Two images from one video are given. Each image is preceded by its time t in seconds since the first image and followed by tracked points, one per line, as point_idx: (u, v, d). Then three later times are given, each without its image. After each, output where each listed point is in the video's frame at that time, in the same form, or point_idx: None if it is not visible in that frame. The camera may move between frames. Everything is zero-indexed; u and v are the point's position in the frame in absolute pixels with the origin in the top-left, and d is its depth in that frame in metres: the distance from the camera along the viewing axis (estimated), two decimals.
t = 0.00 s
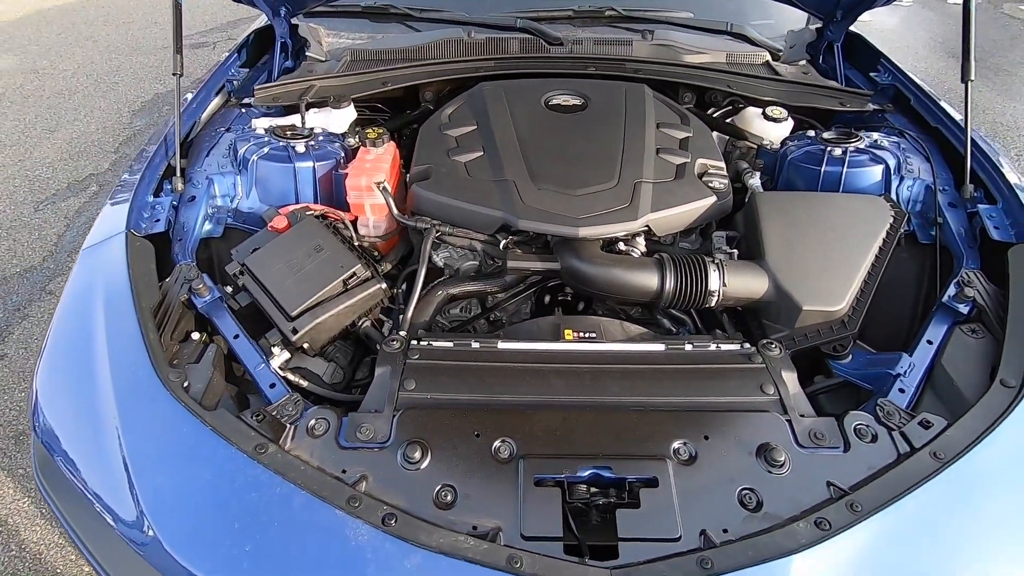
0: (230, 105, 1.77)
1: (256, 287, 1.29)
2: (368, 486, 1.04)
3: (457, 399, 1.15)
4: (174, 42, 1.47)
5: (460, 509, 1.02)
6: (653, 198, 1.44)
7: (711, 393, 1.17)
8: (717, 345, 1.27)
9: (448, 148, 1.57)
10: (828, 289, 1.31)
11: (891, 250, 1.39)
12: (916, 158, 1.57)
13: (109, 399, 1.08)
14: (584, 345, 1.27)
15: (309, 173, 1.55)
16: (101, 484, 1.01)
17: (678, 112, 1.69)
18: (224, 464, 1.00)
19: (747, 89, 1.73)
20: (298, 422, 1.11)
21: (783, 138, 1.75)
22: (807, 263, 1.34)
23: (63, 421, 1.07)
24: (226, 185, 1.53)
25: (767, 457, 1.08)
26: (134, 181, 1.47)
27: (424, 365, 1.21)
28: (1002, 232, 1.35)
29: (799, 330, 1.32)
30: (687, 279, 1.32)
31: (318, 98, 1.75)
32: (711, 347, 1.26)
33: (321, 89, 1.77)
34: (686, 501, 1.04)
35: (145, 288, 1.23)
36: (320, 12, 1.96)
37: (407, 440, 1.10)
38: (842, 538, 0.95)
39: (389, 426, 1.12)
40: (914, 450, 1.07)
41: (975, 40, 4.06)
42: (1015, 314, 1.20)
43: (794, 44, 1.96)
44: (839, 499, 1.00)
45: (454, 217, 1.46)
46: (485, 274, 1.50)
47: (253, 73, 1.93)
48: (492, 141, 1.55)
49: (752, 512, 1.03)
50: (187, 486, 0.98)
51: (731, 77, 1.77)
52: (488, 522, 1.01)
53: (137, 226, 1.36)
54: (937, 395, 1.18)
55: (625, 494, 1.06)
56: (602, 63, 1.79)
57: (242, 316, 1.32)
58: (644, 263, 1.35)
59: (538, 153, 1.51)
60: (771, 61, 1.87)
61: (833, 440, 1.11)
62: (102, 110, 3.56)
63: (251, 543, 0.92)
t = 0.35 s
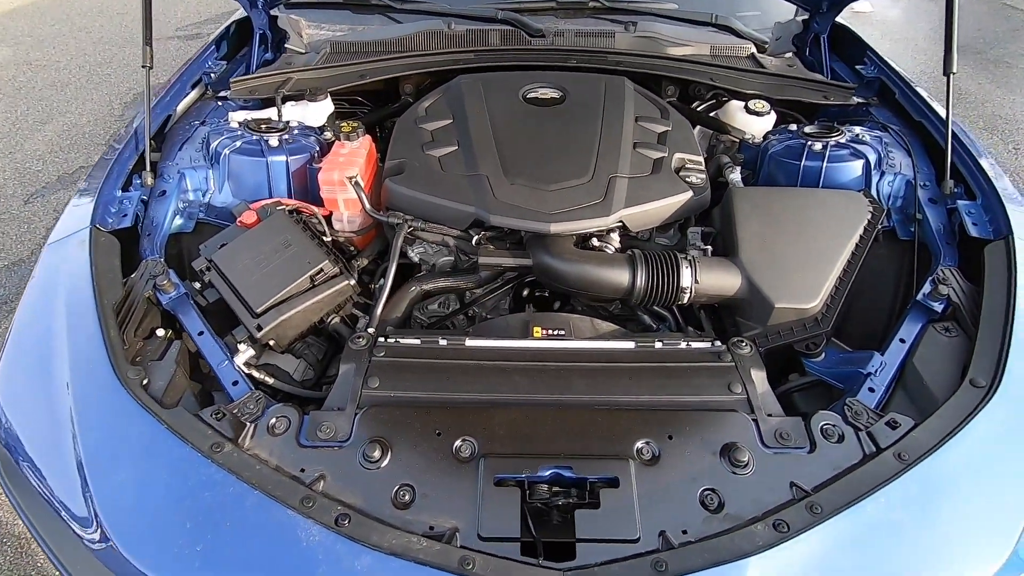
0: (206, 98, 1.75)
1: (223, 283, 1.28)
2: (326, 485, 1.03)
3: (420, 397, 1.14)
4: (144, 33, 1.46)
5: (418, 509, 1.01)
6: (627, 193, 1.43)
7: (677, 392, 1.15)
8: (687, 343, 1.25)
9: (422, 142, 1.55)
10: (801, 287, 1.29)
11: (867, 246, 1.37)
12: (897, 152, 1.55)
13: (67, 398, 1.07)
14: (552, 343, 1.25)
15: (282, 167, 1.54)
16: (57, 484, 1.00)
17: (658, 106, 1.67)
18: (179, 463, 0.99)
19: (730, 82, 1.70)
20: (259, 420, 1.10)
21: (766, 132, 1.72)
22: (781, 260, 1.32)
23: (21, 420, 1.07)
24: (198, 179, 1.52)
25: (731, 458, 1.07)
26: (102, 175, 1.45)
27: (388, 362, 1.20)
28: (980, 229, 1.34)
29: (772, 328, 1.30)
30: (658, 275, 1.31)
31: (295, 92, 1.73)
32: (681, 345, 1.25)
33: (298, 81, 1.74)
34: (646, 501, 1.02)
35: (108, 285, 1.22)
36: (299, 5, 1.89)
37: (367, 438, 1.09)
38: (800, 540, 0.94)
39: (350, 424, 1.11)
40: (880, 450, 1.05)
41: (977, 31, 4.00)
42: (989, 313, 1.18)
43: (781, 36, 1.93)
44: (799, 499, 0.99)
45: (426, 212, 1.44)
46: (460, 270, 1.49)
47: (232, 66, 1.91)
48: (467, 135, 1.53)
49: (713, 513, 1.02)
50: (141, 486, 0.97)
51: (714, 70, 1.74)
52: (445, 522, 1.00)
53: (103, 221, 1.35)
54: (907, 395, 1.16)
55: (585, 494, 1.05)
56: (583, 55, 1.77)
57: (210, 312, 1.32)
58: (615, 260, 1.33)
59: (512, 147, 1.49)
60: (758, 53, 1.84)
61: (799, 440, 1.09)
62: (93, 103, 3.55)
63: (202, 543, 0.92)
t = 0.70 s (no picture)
0: (178, 95, 1.73)
1: (173, 289, 1.25)
2: (261, 503, 1.00)
3: (367, 411, 1.11)
4: (104, 31, 1.43)
5: (354, 530, 0.98)
6: (597, 198, 1.37)
7: (634, 410, 1.10)
8: (650, 357, 1.20)
9: (390, 142, 1.51)
10: (772, 299, 1.24)
11: (845, 257, 1.32)
12: (885, 156, 1.49)
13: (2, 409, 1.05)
14: (510, 355, 1.21)
15: (246, 167, 1.51)
16: None
17: (637, 105, 1.60)
18: (107, 479, 0.96)
19: (714, 81, 1.63)
20: (199, 433, 1.07)
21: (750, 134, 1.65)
22: (753, 271, 1.27)
23: None
24: (161, 180, 1.49)
25: (685, 482, 1.01)
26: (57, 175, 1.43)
27: (337, 374, 1.16)
28: (965, 240, 1.28)
29: (741, 341, 1.25)
30: (623, 286, 1.26)
31: (266, 90, 1.70)
32: (644, 358, 1.20)
33: (271, 79, 1.71)
34: (592, 527, 0.98)
35: (53, 291, 1.19)
36: None
37: (308, 454, 1.05)
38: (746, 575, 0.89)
39: (293, 438, 1.07)
40: (841, 477, 1.00)
41: (994, 25, 3.87)
42: (968, 331, 1.13)
43: (772, 32, 1.85)
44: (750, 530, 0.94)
45: (389, 216, 1.40)
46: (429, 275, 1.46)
47: (206, 62, 1.88)
48: (435, 135, 1.49)
49: (662, 541, 0.97)
50: (67, 503, 0.95)
51: (699, 68, 1.67)
52: (381, 545, 0.96)
53: (55, 223, 1.33)
54: (878, 417, 1.11)
55: (530, 517, 1.00)
56: (563, 53, 1.70)
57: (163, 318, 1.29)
58: (579, 268, 1.29)
59: (481, 149, 1.44)
60: (745, 51, 1.75)
61: (758, 464, 1.04)
62: (92, 96, 3.55)
63: (124, 565, 0.89)
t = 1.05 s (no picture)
0: (159, 96, 1.72)
1: (133, 296, 1.22)
2: (204, 523, 0.97)
3: (322, 427, 1.07)
4: (76, 31, 1.41)
5: (297, 554, 0.94)
6: (573, 205, 1.32)
7: (598, 431, 1.06)
8: (621, 374, 1.15)
9: (366, 146, 1.47)
10: (751, 315, 1.18)
11: (831, 271, 1.26)
12: (879, 164, 1.42)
13: None
14: (474, 370, 1.16)
15: (220, 171, 1.48)
16: None
17: (623, 109, 1.55)
18: (46, 494, 0.95)
19: (705, 85, 1.57)
20: (148, 447, 1.04)
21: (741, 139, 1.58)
22: (732, 285, 1.21)
23: None
24: (133, 182, 1.47)
25: (645, 510, 0.96)
26: (25, 177, 1.41)
27: (294, 388, 1.12)
28: (959, 255, 1.22)
29: (718, 359, 1.20)
30: (594, 299, 1.21)
31: (245, 91, 1.68)
32: (614, 376, 1.15)
33: (253, 80, 1.69)
34: (545, 556, 0.93)
35: (10, 297, 1.17)
36: None
37: (257, 471, 1.02)
38: None
39: (242, 454, 1.04)
40: (812, 509, 0.95)
41: (1019, 25, 3.73)
42: (956, 354, 1.06)
43: (770, 33, 1.77)
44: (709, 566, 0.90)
45: (360, 223, 1.36)
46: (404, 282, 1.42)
47: (190, 62, 1.86)
48: (411, 139, 1.44)
49: (618, 573, 0.92)
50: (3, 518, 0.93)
51: (690, 70, 1.61)
52: (324, 571, 0.93)
53: (20, 228, 1.32)
54: (857, 443, 1.05)
55: (481, 544, 0.95)
56: (550, 54, 1.65)
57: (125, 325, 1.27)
58: (551, 280, 1.24)
59: (456, 154, 1.39)
60: (740, 52, 1.70)
61: (726, 492, 0.98)
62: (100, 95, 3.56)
63: None
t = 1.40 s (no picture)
0: (137, 93, 1.70)
1: (96, 299, 1.19)
2: (152, 536, 0.93)
3: (280, 437, 1.03)
4: (45, 26, 1.37)
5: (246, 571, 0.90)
6: (551, 206, 1.26)
7: (566, 445, 1.01)
8: (595, 383, 1.11)
9: (342, 144, 1.43)
10: (733, 323, 1.13)
11: (819, 276, 1.20)
12: (874, 164, 1.36)
13: None
14: (442, 378, 1.12)
15: (193, 170, 1.44)
16: None
17: (609, 105, 1.48)
18: None
19: (696, 80, 1.51)
20: (101, 456, 1.01)
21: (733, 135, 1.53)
22: (714, 292, 1.16)
23: None
24: (106, 181, 1.44)
25: (610, 530, 0.92)
26: None
27: (255, 395, 1.09)
28: (954, 262, 1.16)
29: (698, 368, 1.15)
30: (569, 305, 1.16)
31: (225, 87, 1.64)
32: (587, 386, 1.10)
33: (232, 75, 1.66)
34: None
35: None
36: None
37: (211, 483, 0.98)
38: None
39: (197, 465, 1.00)
40: (786, 532, 0.90)
41: None
42: (946, 367, 1.01)
43: (766, 27, 1.68)
44: None
45: (333, 223, 1.32)
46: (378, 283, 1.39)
47: (172, 57, 1.85)
48: (388, 137, 1.40)
49: None
50: None
51: (681, 65, 1.54)
52: None
53: None
54: (839, 460, 1.00)
55: (439, 563, 0.91)
56: (536, 49, 1.59)
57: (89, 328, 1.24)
58: (524, 284, 1.20)
59: (433, 153, 1.35)
60: (735, 46, 1.63)
61: (697, 512, 0.93)
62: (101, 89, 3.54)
63: None
